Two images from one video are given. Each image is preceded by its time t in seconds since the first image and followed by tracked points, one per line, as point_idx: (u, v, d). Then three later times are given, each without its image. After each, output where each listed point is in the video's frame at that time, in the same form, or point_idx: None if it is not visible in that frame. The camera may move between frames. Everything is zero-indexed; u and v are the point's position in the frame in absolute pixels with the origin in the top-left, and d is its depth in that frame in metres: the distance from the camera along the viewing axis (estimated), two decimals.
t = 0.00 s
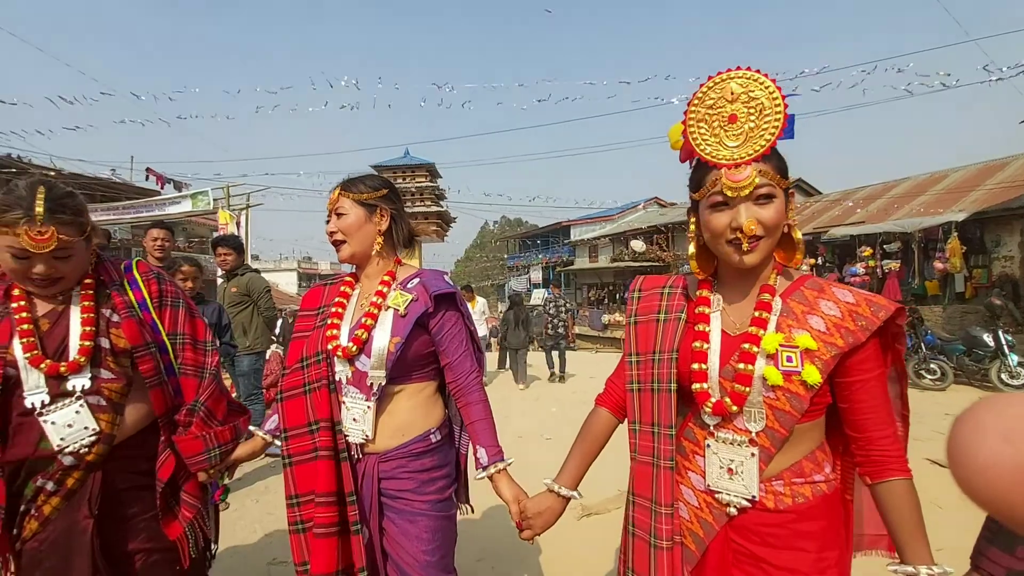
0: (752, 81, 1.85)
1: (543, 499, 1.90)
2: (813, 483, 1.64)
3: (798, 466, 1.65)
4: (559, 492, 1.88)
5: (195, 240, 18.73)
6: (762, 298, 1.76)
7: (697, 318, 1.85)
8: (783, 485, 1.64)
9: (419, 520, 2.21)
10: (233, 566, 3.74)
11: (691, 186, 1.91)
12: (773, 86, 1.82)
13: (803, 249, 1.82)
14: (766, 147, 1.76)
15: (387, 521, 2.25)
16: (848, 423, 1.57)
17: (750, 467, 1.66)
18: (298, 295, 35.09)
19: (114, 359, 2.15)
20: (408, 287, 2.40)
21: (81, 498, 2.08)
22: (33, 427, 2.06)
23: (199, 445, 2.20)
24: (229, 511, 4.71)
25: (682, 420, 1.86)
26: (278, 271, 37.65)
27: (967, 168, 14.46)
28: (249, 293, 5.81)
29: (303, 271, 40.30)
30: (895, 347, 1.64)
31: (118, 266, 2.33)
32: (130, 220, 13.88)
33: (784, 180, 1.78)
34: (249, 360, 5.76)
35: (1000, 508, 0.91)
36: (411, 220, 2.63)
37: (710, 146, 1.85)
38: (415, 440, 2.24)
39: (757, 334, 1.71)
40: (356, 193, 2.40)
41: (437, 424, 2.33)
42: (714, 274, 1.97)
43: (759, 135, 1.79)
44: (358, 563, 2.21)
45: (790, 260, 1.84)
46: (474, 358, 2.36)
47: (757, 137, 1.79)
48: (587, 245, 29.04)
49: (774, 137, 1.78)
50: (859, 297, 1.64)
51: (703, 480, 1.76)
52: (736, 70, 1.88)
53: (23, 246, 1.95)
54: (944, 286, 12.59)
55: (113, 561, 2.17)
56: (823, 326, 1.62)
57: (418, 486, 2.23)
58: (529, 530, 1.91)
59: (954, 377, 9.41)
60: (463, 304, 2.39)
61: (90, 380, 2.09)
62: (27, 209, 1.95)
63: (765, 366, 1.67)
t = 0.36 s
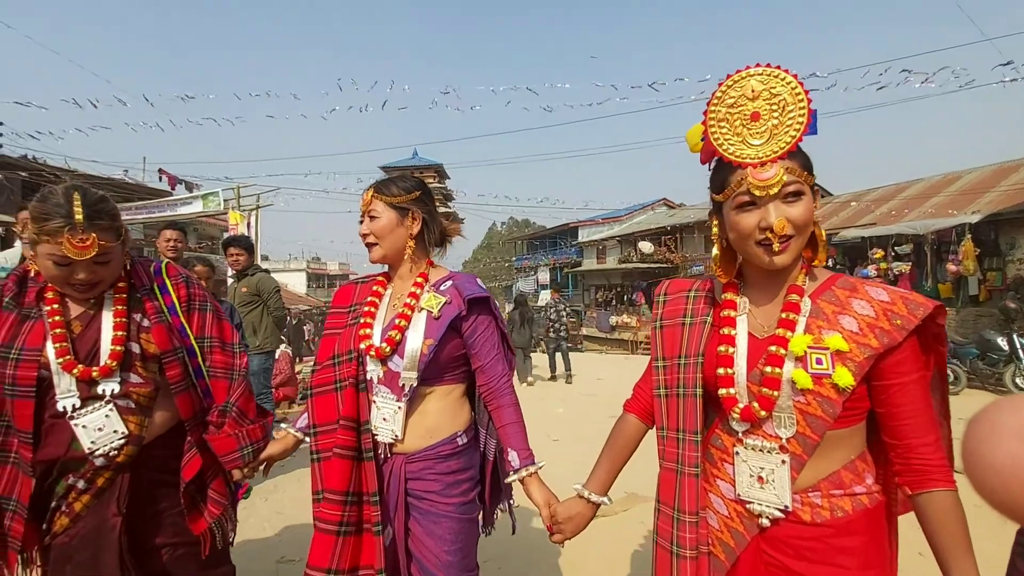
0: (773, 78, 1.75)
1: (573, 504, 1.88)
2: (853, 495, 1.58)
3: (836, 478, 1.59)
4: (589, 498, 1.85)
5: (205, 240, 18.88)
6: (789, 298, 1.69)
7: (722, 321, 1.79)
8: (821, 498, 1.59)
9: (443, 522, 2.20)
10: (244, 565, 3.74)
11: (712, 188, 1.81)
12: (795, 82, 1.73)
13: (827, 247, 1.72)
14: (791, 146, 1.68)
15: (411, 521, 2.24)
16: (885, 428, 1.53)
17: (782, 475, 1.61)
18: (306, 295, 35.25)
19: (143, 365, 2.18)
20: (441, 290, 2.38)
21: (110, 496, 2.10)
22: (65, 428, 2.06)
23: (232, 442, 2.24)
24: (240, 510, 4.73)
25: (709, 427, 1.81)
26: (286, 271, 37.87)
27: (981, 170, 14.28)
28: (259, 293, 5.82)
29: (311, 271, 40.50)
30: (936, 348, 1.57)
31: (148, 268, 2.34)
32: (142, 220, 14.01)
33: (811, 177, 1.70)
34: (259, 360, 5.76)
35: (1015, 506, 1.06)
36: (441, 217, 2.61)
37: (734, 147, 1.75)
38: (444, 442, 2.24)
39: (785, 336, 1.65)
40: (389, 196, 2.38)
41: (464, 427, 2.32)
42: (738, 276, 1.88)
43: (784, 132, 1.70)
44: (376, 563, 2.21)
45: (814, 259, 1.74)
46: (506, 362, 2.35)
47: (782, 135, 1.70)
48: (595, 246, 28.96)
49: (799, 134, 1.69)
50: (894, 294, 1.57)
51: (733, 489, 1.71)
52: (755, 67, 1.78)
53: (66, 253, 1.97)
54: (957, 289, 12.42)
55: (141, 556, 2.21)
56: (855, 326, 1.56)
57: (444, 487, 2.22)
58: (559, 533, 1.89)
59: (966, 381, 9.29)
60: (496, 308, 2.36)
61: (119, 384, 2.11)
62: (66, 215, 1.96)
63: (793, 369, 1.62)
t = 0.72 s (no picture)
0: (831, 65, 1.59)
1: (629, 514, 1.85)
2: (916, 512, 1.48)
3: (899, 492, 1.49)
4: (645, 509, 1.81)
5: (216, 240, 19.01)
6: (850, 299, 1.57)
7: (775, 323, 1.70)
8: (879, 514, 1.48)
9: (489, 521, 2.17)
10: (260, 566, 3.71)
11: (765, 184, 1.66)
12: (855, 69, 1.57)
13: (892, 243, 1.59)
14: (849, 137, 1.51)
15: (459, 519, 2.21)
16: (956, 444, 1.45)
17: (835, 487, 1.51)
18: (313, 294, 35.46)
19: (204, 363, 2.21)
20: (498, 294, 2.35)
21: (159, 494, 2.11)
22: (129, 420, 2.12)
23: (288, 445, 2.22)
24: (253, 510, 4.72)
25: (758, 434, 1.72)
26: (294, 271, 38.09)
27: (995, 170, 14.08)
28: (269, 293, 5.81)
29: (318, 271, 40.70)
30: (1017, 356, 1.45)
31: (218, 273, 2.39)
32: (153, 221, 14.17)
33: (874, 168, 1.53)
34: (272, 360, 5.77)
35: None
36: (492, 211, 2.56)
37: (785, 140, 1.60)
38: (490, 441, 2.21)
39: (842, 339, 1.53)
40: (435, 201, 2.34)
41: (511, 426, 2.29)
42: (796, 276, 1.77)
43: (841, 122, 1.54)
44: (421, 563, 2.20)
45: (877, 257, 1.62)
46: (561, 366, 2.31)
47: (839, 126, 1.53)
48: (602, 247, 28.88)
49: (860, 123, 1.52)
50: (969, 298, 1.46)
51: (782, 501, 1.62)
52: (811, 55, 1.63)
53: (150, 252, 2.07)
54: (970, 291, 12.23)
55: (179, 560, 2.18)
56: (923, 332, 1.44)
57: (490, 486, 2.19)
58: (614, 542, 1.88)
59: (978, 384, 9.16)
60: (554, 314, 2.33)
61: (180, 381, 2.14)
62: (148, 216, 2.05)
63: (850, 374, 1.50)
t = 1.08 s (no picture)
0: (862, 62, 1.57)
1: (656, 522, 1.82)
2: (943, 524, 1.45)
3: (925, 503, 1.47)
4: (672, 516, 1.79)
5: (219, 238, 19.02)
6: (877, 303, 1.55)
7: (799, 325, 1.67)
8: (903, 524, 1.47)
9: (498, 520, 2.17)
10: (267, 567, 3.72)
11: (791, 182, 1.65)
12: (889, 65, 1.54)
13: (930, 250, 1.56)
14: (876, 136, 1.49)
15: (469, 517, 2.20)
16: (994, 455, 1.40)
17: (856, 494, 1.49)
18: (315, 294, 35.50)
19: (249, 357, 2.23)
20: (524, 298, 2.34)
21: (201, 488, 2.10)
22: (175, 412, 2.12)
23: (325, 450, 2.21)
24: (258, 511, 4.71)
25: (780, 439, 1.70)
26: (297, 271, 38.16)
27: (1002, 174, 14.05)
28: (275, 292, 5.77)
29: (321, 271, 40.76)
30: None
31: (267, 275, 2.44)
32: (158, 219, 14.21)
33: (903, 169, 1.50)
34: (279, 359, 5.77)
35: None
36: (526, 215, 2.58)
37: (811, 136, 1.59)
38: (504, 441, 2.20)
39: (867, 344, 1.51)
40: (475, 198, 2.35)
41: (525, 429, 2.29)
42: (824, 278, 1.75)
43: (870, 120, 1.51)
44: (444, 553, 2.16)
45: (913, 262, 1.59)
46: (585, 372, 2.31)
47: (866, 124, 1.51)
48: (606, 249, 28.84)
49: (890, 122, 1.49)
50: (1005, 303, 1.42)
51: (803, 507, 1.62)
52: (842, 51, 1.61)
53: (214, 241, 2.16)
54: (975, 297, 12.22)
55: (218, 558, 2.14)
56: (953, 337, 1.42)
57: (501, 486, 2.18)
58: (642, 550, 1.85)
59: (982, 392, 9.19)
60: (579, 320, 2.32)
61: (227, 374, 2.15)
62: (213, 205, 2.16)
63: (874, 380, 1.49)
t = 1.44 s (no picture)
0: (828, 73, 1.64)
1: (628, 513, 1.89)
2: (897, 515, 1.51)
3: (880, 494, 1.52)
4: (642, 507, 1.86)
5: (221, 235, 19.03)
6: (836, 300, 1.63)
7: (764, 323, 1.75)
8: (859, 515, 1.53)
9: (490, 514, 2.23)
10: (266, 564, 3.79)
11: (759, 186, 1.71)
12: (852, 77, 1.61)
13: (879, 252, 1.65)
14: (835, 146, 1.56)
15: (463, 513, 2.27)
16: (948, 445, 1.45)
17: (815, 484, 1.56)
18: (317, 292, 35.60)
19: (248, 353, 2.31)
20: (514, 295, 2.41)
21: (196, 482, 2.16)
22: (172, 405, 2.20)
23: (312, 450, 2.27)
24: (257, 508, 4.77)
25: (747, 433, 1.78)
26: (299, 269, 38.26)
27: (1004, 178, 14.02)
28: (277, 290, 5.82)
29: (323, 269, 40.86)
30: (1002, 356, 1.48)
31: (267, 271, 2.51)
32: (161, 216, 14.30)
33: (862, 177, 1.57)
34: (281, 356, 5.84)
35: None
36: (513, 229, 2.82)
37: (779, 143, 1.66)
38: (496, 436, 2.27)
39: (826, 340, 1.59)
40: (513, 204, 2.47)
41: (515, 423, 2.35)
42: (787, 279, 1.83)
43: (832, 131, 1.58)
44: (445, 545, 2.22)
45: (868, 265, 1.66)
46: (570, 368, 2.38)
47: (829, 134, 1.58)
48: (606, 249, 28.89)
49: (847, 133, 1.57)
50: (952, 299, 1.50)
51: (767, 497, 1.68)
52: (809, 62, 1.68)
53: (218, 227, 2.26)
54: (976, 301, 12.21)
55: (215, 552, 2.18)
56: (906, 332, 1.49)
57: (494, 480, 2.25)
58: (615, 540, 1.93)
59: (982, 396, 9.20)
60: (565, 318, 2.41)
61: (226, 369, 2.24)
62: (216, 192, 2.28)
63: (832, 374, 1.56)
